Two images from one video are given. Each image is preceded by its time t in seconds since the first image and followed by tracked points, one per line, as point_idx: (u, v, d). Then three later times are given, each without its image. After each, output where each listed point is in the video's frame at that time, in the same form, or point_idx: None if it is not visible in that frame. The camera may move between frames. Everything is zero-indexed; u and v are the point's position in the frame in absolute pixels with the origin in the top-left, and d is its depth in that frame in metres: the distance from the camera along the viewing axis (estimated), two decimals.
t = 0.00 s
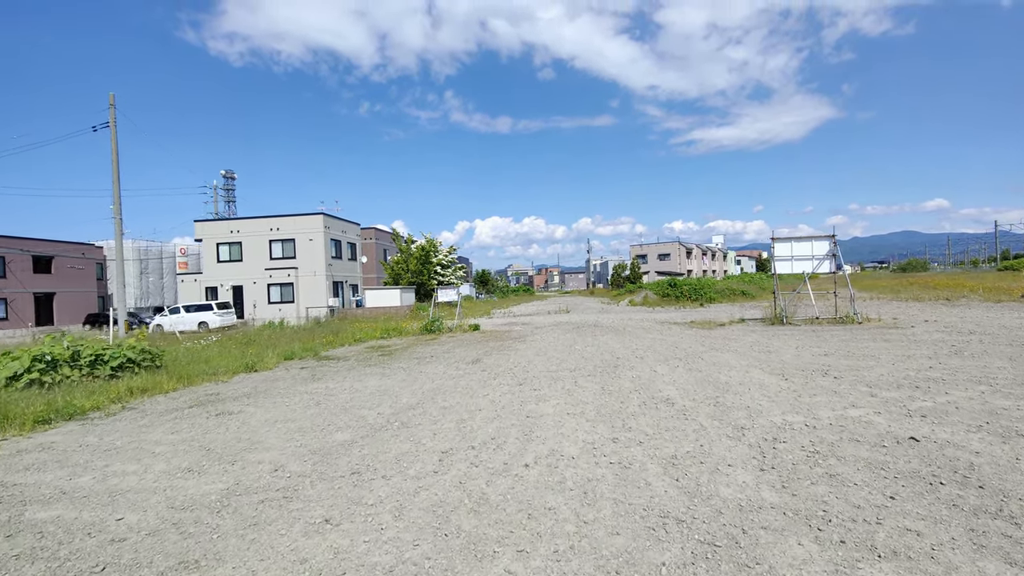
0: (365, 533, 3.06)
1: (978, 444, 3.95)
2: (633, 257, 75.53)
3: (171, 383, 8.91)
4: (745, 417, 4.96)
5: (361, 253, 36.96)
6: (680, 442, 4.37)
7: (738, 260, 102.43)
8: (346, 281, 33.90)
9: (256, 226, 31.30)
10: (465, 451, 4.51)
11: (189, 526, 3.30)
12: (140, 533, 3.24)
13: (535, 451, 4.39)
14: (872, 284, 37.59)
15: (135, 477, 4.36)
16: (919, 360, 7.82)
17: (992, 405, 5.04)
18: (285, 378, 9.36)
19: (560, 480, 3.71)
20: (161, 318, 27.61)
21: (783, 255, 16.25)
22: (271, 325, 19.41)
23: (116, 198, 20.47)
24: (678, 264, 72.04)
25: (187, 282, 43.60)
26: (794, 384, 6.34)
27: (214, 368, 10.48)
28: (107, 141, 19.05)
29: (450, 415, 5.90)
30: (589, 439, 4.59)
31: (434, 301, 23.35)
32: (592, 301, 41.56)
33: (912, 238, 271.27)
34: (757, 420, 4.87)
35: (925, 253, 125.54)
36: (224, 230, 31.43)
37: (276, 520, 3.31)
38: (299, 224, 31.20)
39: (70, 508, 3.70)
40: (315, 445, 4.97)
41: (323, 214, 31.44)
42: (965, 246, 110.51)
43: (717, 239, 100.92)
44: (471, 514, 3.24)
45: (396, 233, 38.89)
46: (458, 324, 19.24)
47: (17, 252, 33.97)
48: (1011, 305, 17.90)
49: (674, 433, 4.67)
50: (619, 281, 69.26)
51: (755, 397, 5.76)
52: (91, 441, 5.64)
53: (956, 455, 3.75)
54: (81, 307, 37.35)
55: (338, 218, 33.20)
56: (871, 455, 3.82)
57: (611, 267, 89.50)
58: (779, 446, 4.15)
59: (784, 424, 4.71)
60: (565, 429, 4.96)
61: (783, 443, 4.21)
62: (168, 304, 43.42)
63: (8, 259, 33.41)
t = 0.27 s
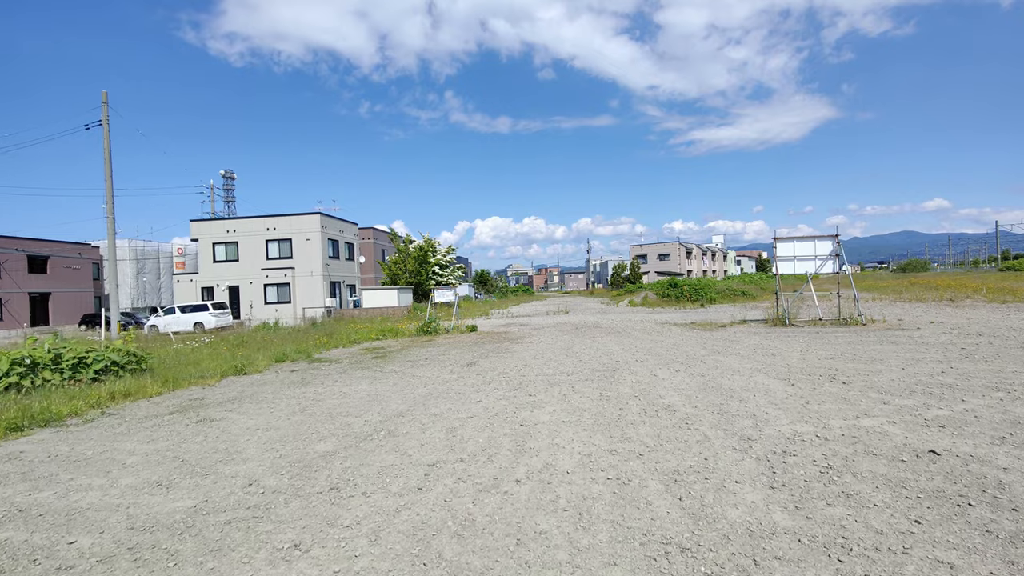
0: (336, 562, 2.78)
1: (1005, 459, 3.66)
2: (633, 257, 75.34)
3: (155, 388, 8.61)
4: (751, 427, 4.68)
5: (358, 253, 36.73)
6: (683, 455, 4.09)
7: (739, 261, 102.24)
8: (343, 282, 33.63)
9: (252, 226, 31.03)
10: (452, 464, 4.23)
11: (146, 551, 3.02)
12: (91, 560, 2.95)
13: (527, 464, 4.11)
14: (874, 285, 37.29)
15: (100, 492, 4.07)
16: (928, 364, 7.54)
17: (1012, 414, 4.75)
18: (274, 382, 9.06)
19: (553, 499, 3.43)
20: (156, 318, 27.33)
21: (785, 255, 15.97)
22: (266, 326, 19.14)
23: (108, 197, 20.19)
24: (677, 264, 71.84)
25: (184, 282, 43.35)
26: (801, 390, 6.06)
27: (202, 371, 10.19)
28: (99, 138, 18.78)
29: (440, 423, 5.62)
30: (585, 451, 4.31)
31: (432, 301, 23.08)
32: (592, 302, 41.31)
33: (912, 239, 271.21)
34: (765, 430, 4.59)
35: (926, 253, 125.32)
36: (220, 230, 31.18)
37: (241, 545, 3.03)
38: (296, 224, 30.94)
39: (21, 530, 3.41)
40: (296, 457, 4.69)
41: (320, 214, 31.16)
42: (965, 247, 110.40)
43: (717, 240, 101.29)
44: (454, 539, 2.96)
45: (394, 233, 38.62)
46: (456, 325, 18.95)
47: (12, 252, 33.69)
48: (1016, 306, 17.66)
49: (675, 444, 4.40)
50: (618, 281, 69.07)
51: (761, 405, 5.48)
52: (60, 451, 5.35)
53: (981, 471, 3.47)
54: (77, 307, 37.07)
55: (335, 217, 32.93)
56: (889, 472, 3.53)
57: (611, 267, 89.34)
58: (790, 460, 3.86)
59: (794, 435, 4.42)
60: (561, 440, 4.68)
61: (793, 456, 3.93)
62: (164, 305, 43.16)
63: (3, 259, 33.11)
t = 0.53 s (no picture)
0: None
1: None
2: (631, 257, 75.06)
3: (136, 391, 8.25)
4: (760, 437, 4.36)
5: (355, 252, 36.39)
6: (688, 469, 3.77)
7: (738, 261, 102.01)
8: (339, 281, 33.28)
9: (247, 225, 30.66)
10: (437, 478, 3.90)
11: None
12: None
13: (518, 479, 3.79)
14: (875, 285, 36.99)
15: (53, 509, 3.73)
16: (941, 367, 7.23)
17: None
18: (259, 385, 8.71)
19: (546, 521, 3.11)
20: (149, 318, 26.97)
21: (787, 255, 15.65)
22: (258, 326, 18.81)
23: (98, 195, 19.83)
24: (676, 263, 71.62)
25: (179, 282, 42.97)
26: (810, 395, 5.74)
27: (187, 374, 9.84)
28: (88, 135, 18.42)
29: (428, 430, 5.29)
30: (581, 464, 3.99)
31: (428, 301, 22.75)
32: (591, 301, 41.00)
33: (910, 239, 271.42)
34: (774, 441, 4.27)
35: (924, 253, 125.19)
36: (215, 229, 30.81)
37: None
38: (291, 223, 30.58)
39: None
40: (270, 469, 4.36)
41: (315, 213, 30.80)
42: (963, 246, 110.26)
43: (716, 240, 101.11)
44: (433, 570, 2.63)
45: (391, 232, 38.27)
46: (452, 325, 18.61)
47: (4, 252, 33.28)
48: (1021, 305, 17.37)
49: (678, 456, 4.08)
50: (617, 281, 68.80)
51: (768, 412, 5.16)
52: (22, 461, 5.01)
53: (1017, 489, 3.15)
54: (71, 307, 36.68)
55: (331, 216, 32.56)
56: (916, 489, 3.21)
57: (610, 267, 89.09)
58: (804, 475, 3.54)
59: (806, 446, 4.11)
60: (556, 451, 4.36)
61: (808, 470, 3.61)
62: (159, 305, 42.77)
63: None
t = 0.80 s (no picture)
0: None
1: None
2: (629, 256, 74.82)
3: (115, 396, 7.89)
4: (773, 448, 4.04)
5: (350, 251, 36.01)
6: (698, 485, 3.45)
7: (735, 260, 101.89)
8: (334, 281, 32.90)
9: (240, 224, 30.25)
10: (423, 495, 3.57)
11: None
12: None
13: (512, 496, 3.46)
14: (874, 284, 36.79)
15: None
16: (954, 369, 6.94)
17: None
18: (245, 388, 8.36)
19: (542, 547, 2.78)
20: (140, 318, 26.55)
21: (789, 253, 15.37)
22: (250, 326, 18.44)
23: (86, 192, 19.44)
24: (674, 263, 71.42)
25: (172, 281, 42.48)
26: (822, 401, 5.43)
27: (170, 377, 9.48)
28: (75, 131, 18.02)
29: (417, 439, 4.95)
30: (581, 479, 3.67)
31: (423, 301, 22.41)
32: (588, 301, 40.71)
33: (906, 238, 272.07)
34: (788, 452, 3.96)
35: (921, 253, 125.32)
36: (207, 228, 30.39)
37: None
38: (285, 221, 30.17)
39: None
40: (244, 484, 4.02)
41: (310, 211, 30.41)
42: (960, 246, 110.39)
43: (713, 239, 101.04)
44: None
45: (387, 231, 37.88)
46: (447, 325, 18.27)
47: None
48: None
49: (686, 469, 3.76)
50: (615, 280, 68.54)
51: (779, 418, 4.86)
52: None
53: None
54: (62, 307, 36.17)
55: (325, 215, 32.17)
56: (953, 510, 2.90)
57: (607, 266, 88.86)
58: (826, 492, 3.22)
59: (824, 458, 3.79)
60: (553, 463, 4.04)
61: (829, 487, 3.30)
62: (152, 304, 42.28)
63: None
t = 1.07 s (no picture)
0: None
1: None
2: (625, 255, 74.62)
3: (90, 401, 7.53)
4: (787, 462, 3.73)
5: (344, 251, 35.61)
6: (708, 505, 3.13)
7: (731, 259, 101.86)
8: (328, 280, 32.51)
9: (232, 223, 29.82)
10: (406, 516, 3.25)
11: None
12: None
13: (502, 519, 3.14)
14: (872, 283, 36.54)
15: None
16: (966, 372, 6.66)
17: None
18: (227, 393, 8.01)
19: None
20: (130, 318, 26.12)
21: (789, 252, 15.11)
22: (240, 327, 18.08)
23: (72, 190, 19.03)
24: (670, 263, 71.29)
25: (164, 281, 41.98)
26: (833, 407, 5.14)
27: (151, 380, 9.12)
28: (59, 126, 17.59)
29: (403, 450, 4.63)
30: (579, 498, 3.35)
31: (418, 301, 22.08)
32: (585, 301, 40.43)
33: (901, 237, 273.13)
34: (803, 465, 3.66)
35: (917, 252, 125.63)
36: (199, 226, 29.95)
37: None
38: (278, 220, 29.75)
39: None
40: (211, 502, 3.68)
41: (303, 210, 29.98)
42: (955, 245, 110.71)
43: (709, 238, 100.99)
44: None
45: (382, 230, 37.49)
46: (441, 325, 17.93)
47: None
48: None
49: (692, 486, 3.44)
50: (611, 280, 68.33)
51: (789, 427, 4.56)
52: None
53: None
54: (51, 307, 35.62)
55: (319, 214, 31.76)
56: (995, 536, 2.59)
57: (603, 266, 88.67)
58: (850, 514, 2.91)
59: (843, 473, 3.50)
60: (548, 479, 3.72)
61: (852, 507, 3.00)
62: (144, 305, 41.76)
63: None
